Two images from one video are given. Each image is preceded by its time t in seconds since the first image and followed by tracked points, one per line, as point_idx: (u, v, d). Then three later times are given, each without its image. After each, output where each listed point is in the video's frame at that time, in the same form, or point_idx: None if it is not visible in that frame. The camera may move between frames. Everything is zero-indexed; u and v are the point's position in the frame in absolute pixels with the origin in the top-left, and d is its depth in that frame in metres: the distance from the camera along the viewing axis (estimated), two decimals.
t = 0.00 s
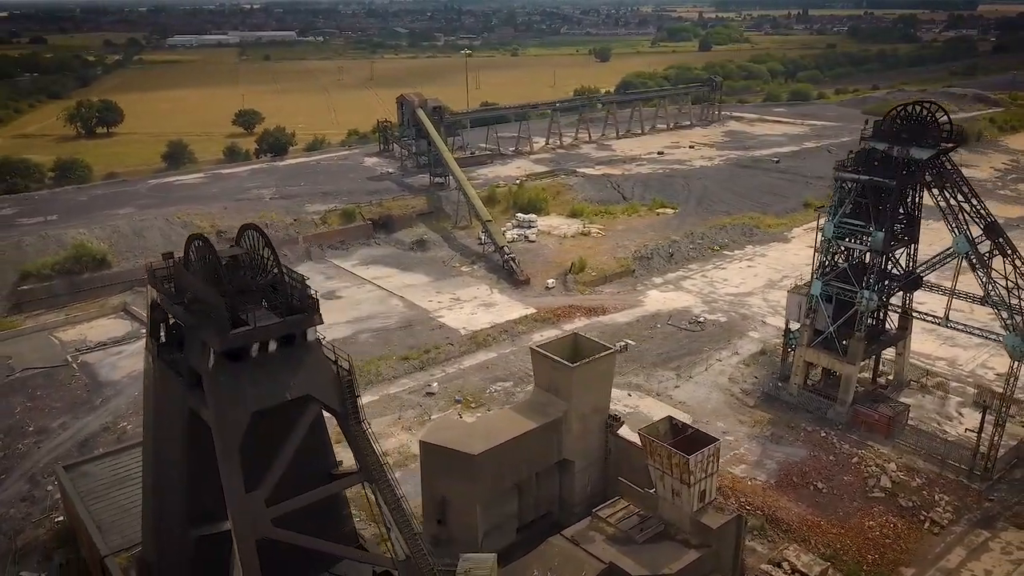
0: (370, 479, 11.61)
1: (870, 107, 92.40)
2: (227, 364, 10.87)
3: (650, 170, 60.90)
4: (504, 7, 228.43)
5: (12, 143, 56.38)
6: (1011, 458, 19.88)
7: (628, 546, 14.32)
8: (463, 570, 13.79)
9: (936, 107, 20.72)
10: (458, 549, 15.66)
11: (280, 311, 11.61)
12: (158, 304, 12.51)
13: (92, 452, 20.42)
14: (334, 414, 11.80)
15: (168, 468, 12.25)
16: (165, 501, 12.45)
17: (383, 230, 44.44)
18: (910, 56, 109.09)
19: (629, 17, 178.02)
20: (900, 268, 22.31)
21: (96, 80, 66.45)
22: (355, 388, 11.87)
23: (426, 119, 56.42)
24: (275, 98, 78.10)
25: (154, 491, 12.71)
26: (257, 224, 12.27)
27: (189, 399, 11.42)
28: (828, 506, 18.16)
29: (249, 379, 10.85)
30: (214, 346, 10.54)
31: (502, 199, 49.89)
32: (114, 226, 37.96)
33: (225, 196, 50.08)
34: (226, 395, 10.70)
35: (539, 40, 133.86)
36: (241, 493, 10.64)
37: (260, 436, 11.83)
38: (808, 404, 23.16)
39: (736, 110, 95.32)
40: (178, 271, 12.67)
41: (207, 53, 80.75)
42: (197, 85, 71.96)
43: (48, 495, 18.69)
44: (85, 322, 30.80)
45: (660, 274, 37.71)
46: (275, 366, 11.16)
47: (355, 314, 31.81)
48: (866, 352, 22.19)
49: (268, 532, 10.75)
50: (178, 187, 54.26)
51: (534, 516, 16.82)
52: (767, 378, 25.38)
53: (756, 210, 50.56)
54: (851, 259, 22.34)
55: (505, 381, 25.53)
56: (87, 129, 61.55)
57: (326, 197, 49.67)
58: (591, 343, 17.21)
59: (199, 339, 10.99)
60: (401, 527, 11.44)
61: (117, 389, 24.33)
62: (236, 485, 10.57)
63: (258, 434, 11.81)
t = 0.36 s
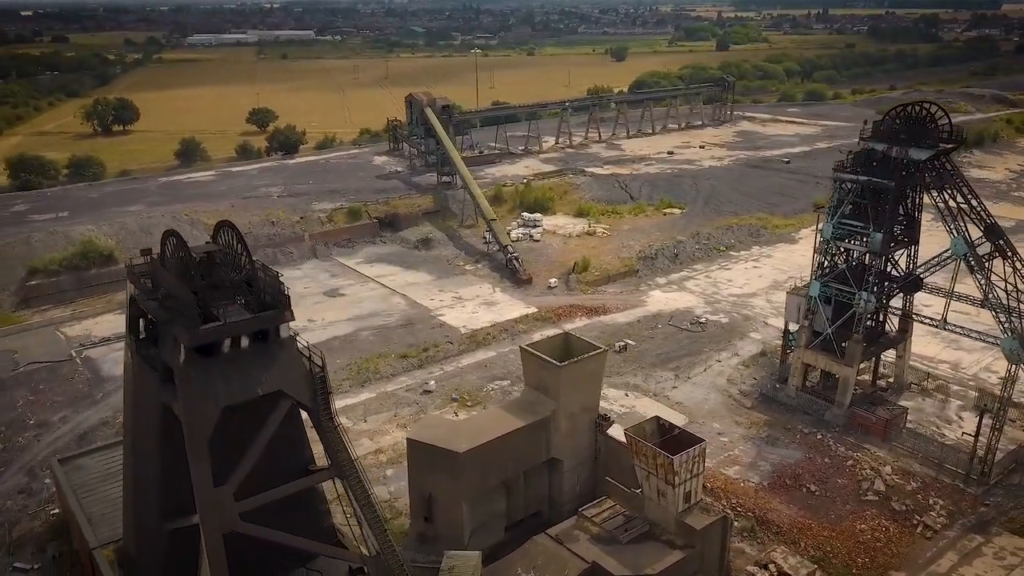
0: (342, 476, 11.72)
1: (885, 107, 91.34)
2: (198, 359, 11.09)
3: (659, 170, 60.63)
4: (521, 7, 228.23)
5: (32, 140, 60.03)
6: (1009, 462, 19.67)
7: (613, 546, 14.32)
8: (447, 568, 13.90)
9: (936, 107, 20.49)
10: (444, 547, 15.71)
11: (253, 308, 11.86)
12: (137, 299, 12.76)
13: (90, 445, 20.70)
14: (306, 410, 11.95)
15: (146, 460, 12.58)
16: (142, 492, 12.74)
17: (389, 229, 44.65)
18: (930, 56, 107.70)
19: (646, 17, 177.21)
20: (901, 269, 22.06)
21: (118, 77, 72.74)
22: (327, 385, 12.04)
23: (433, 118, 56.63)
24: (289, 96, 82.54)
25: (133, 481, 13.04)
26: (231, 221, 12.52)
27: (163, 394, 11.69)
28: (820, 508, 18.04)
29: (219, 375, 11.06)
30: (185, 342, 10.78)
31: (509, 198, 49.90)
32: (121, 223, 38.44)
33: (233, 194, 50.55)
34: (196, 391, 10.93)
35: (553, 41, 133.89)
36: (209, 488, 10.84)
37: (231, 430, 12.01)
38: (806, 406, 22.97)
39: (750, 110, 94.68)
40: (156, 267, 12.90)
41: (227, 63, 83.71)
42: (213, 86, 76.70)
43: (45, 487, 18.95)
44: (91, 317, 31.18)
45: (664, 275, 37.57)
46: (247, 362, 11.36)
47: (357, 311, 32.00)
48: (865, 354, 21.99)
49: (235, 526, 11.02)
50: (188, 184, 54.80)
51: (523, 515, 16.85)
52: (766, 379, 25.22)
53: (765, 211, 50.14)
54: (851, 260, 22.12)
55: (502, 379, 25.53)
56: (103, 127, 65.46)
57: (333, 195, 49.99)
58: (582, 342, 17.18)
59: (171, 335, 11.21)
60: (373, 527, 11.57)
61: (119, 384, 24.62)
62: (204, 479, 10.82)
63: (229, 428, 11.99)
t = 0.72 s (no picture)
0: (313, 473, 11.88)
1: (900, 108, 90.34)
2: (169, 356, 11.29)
3: (666, 170, 60.39)
4: (536, 6, 227.70)
5: (47, 139, 60.96)
6: (1004, 466, 19.47)
7: (595, 546, 14.34)
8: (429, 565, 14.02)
9: (934, 107, 20.21)
10: (428, 544, 15.77)
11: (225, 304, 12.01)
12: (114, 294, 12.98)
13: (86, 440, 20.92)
14: (277, 407, 12.18)
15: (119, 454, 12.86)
16: (117, 484, 13.03)
17: (393, 228, 44.81)
18: (947, 57, 106.27)
19: (661, 17, 176.15)
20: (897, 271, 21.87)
21: (132, 76, 76.19)
22: (299, 383, 12.26)
23: (440, 117, 56.80)
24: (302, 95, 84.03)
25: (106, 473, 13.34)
26: (205, 220, 12.70)
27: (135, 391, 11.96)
28: (809, 510, 17.97)
29: (189, 374, 11.29)
30: (155, 340, 11.03)
31: (514, 198, 49.86)
32: (128, 221, 38.93)
33: (240, 192, 50.96)
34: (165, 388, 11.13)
35: (566, 41, 133.48)
36: (176, 483, 11.12)
37: (202, 425, 12.27)
38: (802, 408, 22.86)
39: (761, 110, 94.07)
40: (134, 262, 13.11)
41: (241, 68, 85.13)
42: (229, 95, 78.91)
43: (41, 481, 19.17)
44: (95, 313, 31.56)
45: (666, 275, 37.46)
46: (218, 358, 11.59)
47: (358, 309, 32.16)
48: (860, 356, 21.83)
49: (199, 522, 11.34)
50: (197, 182, 55.31)
51: (509, 514, 16.91)
52: (762, 381, 25.09)
53: (771, 211, 49.77)
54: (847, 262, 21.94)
55: (498, 378, 25.55)
56: (117, 125, 66.87)
57: (338, 194, 50.23)
58: (571, 343, 17.19)
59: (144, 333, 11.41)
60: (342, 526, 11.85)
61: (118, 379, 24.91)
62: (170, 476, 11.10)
63: (200, 423, 12.24)
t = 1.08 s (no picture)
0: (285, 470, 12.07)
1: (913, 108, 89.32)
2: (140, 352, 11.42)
3: (672, 170, 60.15)
4: (552, 7, 227.26)
5: (62, 135, 62.47)
6: (998, 471, 19.29)
7: (577, 545, 14.35)
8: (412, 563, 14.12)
9: (930, 107, 20.05)
10: (413, 542, 15.79)
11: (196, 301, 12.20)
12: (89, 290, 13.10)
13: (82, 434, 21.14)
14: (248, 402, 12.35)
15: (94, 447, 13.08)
16: (93, 481, 13.29)
17: (397, 227, 44.91)
18: (965, 57, 104.85)
19: (677, 17, 175.41)
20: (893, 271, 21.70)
21: (148, 75, 76.69)
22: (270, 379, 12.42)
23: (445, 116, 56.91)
24: (316, 94, 84.40)
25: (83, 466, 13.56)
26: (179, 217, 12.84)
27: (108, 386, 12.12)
28: (798, 512, 17.89)
29: (158, 369, 11.43)
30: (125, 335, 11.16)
31: (518, 197, 49.86)
32: (133, 218, 39.39)
33: (246, 190, 51.34)
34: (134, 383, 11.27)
35: (580, 41, 133.20)
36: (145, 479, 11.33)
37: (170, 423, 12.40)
38: (796, 410, 22.72)
39: (772, 110, 93.45)
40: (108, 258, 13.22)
41: (255, 66, 85.56)
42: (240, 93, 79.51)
43: (35, 474, 19.37)
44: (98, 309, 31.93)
45: (667, 275, 37.36)
46: (188, 355, 11.76)
47: (357, 307, 32.32)
48: (855, 358, 21.67)
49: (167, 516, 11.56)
50: (205, 180, 55.73)
51: (496, 512, 16.89)
52: (758, 382, 24.95)
53: (777, 211, 49.45)
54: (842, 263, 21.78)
55: (493, 377, 25.59)
56: (131, 123, 67.53)
57: (343, 193, 50.45)
58: (559, 342, 17.18)
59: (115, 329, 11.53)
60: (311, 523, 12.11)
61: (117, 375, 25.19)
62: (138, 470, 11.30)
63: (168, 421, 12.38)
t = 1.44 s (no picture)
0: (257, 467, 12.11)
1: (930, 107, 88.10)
2: (112, 346, 11.65)
3: (680, 170, 59.89)
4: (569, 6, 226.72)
5: (77, 134, 63.32)
6: (993, 475, 19.09)
7: (560, 545, 14.35)
8: (396, 558, 14.21)
9: (927, 108, 19.88)
10: (398, 540, 15.89)
11: (170, 297, 12.38)
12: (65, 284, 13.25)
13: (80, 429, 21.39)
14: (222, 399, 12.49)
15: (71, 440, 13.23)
16: (74, 473, 13.49)
17: (401, 225, 45.00)
18: (984, 57, 103.24)
19: (693, 17, 174.48)
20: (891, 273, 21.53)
21: (162, 74, 77.56)
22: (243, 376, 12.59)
23: (452, 115, 56.97)
24: (328, 93, 84.75)
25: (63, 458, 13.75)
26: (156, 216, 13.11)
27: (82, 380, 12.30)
28: (788, 515, 17.81)
29: (130, 364, 11.65)
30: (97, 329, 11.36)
31: (523, 197, 49.85)
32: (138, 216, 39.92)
33: (254, 188, 51.71)
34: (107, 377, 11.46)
35: (593, 41, 132.78)
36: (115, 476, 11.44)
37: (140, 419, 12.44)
38: (792, 412, 22.58)
39: (784, 111, 92.75)
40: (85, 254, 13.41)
41: (268, 66, 86.02)
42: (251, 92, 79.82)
43: (32, 468, 19.59)
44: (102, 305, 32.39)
45: (670, 276, 37.23)
46: (163, 351, 11.95)
47: (358, 305, 32.46)
48: (851, 360, 21.52)
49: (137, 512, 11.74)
50: (215, 178, 56.17)
51: (484, 511, 16.91)
52: (755, 384, 24.81)
53: (785, 212, 49.09)
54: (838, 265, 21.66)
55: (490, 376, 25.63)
56: (144, 121, 68.31)
57: (349, 191, 50.67)
58: (547, 341, 17.20)
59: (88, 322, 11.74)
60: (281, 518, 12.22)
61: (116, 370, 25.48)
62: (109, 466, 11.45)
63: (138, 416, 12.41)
